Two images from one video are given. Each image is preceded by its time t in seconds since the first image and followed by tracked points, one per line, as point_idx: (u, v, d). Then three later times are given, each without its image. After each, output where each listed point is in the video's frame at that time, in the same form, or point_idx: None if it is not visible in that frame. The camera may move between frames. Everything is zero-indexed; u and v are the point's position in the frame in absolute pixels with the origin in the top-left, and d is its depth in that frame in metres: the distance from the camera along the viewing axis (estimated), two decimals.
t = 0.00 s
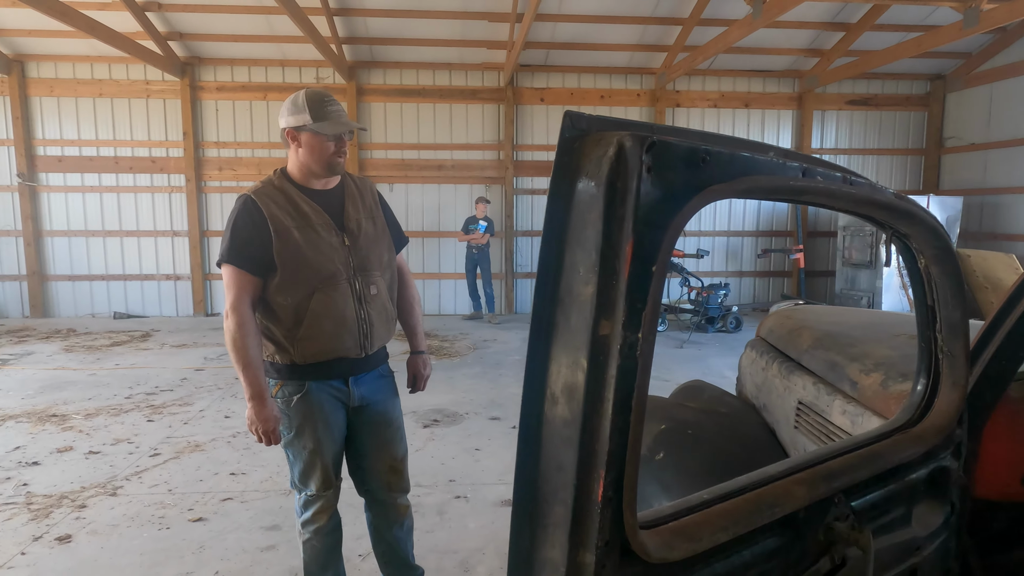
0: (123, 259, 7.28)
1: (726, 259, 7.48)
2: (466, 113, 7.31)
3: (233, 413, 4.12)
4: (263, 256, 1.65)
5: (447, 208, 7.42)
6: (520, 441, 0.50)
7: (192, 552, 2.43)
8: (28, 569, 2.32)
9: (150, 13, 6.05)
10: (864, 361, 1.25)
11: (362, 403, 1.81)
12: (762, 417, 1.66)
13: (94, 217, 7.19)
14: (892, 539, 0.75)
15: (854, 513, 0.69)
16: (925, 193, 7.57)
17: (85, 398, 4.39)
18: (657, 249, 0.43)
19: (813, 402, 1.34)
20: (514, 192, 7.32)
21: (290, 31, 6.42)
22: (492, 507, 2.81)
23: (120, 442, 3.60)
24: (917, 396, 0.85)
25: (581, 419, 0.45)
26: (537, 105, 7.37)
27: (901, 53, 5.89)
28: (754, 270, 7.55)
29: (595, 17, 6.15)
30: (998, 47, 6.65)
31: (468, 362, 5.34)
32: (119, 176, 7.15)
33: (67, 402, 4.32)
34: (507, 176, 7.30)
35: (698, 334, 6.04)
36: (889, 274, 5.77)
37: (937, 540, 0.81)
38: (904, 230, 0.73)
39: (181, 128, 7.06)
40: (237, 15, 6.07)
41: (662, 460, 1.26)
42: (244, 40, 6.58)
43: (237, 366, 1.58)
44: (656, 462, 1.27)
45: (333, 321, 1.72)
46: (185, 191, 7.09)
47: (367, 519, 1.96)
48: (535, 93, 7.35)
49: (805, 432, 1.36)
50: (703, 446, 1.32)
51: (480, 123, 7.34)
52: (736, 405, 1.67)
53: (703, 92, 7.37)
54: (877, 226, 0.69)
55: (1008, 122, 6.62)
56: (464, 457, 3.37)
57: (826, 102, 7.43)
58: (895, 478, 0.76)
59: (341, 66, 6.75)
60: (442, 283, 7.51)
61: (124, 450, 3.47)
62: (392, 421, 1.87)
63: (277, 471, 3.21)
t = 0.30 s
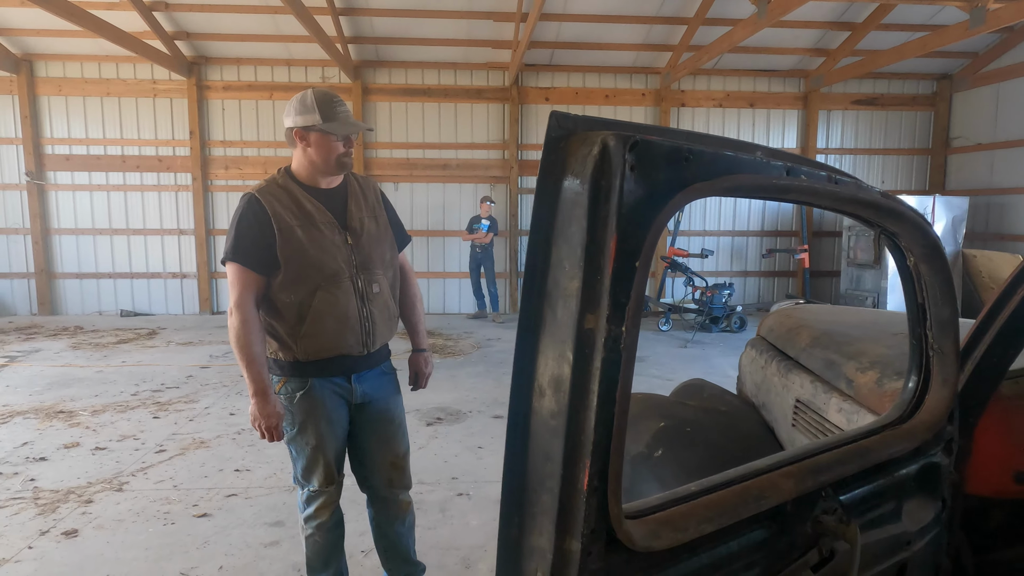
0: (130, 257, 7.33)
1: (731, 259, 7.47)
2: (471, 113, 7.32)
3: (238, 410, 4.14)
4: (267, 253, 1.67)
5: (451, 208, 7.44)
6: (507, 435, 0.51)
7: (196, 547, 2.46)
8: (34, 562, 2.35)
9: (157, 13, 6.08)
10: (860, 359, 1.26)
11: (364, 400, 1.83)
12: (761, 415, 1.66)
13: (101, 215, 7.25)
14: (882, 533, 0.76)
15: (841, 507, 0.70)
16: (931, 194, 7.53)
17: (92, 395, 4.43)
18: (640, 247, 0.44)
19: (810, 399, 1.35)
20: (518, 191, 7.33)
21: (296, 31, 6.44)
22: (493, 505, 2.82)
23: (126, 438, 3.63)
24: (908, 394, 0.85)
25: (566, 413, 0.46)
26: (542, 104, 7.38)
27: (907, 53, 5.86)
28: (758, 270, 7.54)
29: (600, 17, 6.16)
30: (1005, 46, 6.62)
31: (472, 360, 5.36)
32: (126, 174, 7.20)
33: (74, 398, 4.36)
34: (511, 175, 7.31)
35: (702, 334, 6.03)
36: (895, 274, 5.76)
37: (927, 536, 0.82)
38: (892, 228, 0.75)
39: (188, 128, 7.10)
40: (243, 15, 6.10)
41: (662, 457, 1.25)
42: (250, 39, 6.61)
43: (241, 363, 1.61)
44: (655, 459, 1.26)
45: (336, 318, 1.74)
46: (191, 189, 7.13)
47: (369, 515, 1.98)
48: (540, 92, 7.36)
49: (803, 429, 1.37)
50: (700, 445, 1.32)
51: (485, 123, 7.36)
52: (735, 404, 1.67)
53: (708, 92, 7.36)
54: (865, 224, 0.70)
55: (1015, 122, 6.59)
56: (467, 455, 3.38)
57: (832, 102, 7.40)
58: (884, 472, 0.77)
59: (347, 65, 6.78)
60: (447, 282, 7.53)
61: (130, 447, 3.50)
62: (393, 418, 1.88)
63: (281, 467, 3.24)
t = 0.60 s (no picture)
0: (129, 255, 7.33)
1: (730, 257, 7.47)
2: (471, 111, 7.32)
3: (238, 408, 4.15)
4: (266, 251, 1.67)
5: (451, 207, 7.44)
6: (503, 432, 0.52)
7: (196, 544, 2.47)
8: (35, 559, 2.36)
9: (157, 10, 6.07)
10: (858, 358, 1.26)
11: (363, 398, 1.83)
12: (760, 413, 1.67)
13: (101, 212, 7.25)
14: (878, 531, 0.76)
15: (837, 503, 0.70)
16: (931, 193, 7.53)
17: (92, 392, 4.43)
18: (636, 244, 0.45)
19: (808, 397, 1.35)
20: (518, 189, 7.33)
21: (296, 28, 6.43)
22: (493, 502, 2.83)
23: (125, 435, 3.64)
24: (904, 391, 0.86)
25: (561, 408, 0.47)
26: (542, 102, 7.38)
27: (908, 51, 5.85)
28: (758, 269, 7.54)
29: (600, 15, 6.15)
30: (1006, 44, 6.62)
31: (471, 358, 5.36)
32: (127, 171, 7.19)
33: (74, 395, 4.37)
34: (511, 173, 7.31)
35: (701, 333, 6.04)
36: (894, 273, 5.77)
37: (923, 533, 0.82)
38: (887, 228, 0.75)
39: (188, 125, 7.09)
40: (243, 12, 6.10)
41: (660, 455, 1.26)
42: (250, 37, 6.60)
43: (240, 360, 1.61)
44: (652, 457, 1.27)
45: (335, 316, 1.75)
46: (191, 187, 7.13)
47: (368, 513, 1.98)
48: (540, 90, 7.35)
49: (800, 427, 1.38)
50: (697, 442, 1.32)
51: (484, 121, 7.35)
52: (734, 402, 1.68)
53: (709, 91, 7.35)
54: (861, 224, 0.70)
55: (1015, 121, 6.59)
56: (466, 453, 3.39)
57: (832, 100, 7.40)
58: (879, 470, 0.78)
59: (347, 63, 6.78)
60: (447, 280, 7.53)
61: (130, 444, 3.51)
62: (393, 415, 1.89)
63: (281, 465, 3.24)
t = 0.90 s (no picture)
0: (121, 250, 7.27)
1: (724, 253, 7.50)
2: (465, 106, 7.29)
3: (232, 404, 4.13)
4: (260, 246, 1.66)
5: (446, 204, 7.42)
6: (504, 427, 0.52)
7: (190, 541, 2.46)
8: (27, 556, 2.34)
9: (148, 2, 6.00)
10: (853, 354, 1.27)
11: (359, 394, 1.82)
12: (754, 409, 1.68)
13: (92, 208, 7.18)
14: (874, 525, 0.77)
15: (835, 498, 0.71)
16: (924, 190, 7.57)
17: (83, 389, 4.40)
18: (638, 242, 0.45)
19: (803, 393, 1.36)
20: (512, 185, 7.32)
21: (289, 22, 6.37)
22: (487, 498, 2.83)
23: (118, 432, 3.62)
24: (900, 387, 0.86)
25: (563, 405, 0.47)
26: (536, 98, 7.36)
27: (900, 48, 5.86)
28: (751, 265, 7.57)
29: (594, 11, 6.13)
30: (998, 41, 6.66)
31: (466, 354, 5.36)
32: (118, 167, 7.13)
33: (66, 392, 4.34)
34: (505, 169, 7.28)
35: (695, 328, 6.06)
36: (887, 269, 5.81)
37: (918, 528, 0.83)
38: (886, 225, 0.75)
39: (180, 120, 7.04)
40: (235, 6, 6.05)
41: (655, 451, 1.26)
42: (241, 31, 6.53)
43: (234, 356, 1.60)
44: (648, 452, 1.27)
45: (330, 312, 1.74)
46: (183, 182, 7.07)
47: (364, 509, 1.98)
48: (534, 86, 7.33)
49: (795, 423, 1.38)
50: (693, 438, 1.33)
51: (478, 117, 7.33)
52: (729, 398, 1.68)
53: (703, 86, 7.35)
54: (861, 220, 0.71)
55: (1007, 118, 6.63)
56: (461, 449, 3.39)
57: (826, 97, 7.41)
58: (876, 465, 0.78)
59: (340, 58, 6.74)
60: (441, 276, 7.52)
61: (123, 440, 3.49)
62: (388, 412, 1.88)
63: (275, 461, 3.23)
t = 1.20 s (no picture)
0: (102, 246, 7.15)
1: (710, 248, 7.55)
2: (451, 100, 7.26)
3: (217, 400, 4.09)
4: (247, 239, 1.64)
5: (433, 199, 7.40)
6: (503, 420, 0.51)
7: (176, 538, 2.43)
8: (9, 555, 2.30)
9: None
10: (842, 346, 1.28)
11: (347, 388, 1.81)
12: (742, 402, 1.69)
13: (72, 202, 7.06)
14: (865, 514, 0.78)
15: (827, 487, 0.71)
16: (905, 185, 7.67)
17: (65, 385, 4.33)
18: (640, 231, 0.44)
19: (792, 385, 1.37)
20: (499, 180, 7.30)
21: (273, 14, 6.29)
22: (476, 492, 2.83)
23: (101, 429, 3.57)
24: (891, 377, 0.87)
25: (563, 396, 0.46)
26: (523, 92, 7.34)
27: (882, 45, 5.93)
28: (736, 259, 7.63)
29: (580, 5, 6.12)
30: (978, 39, 6.74)
31: (453, 349, 5.35)
32: (98, 160, 7.00)
33: (47, 389, 4.27)
34: (492, 163, 7.25)
35: (681, 322, 6.10)
36: (869, 263, 5.89)
37: (908, 517, 0.84)
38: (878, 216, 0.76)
39: (161, 113, 6.93)
40: None
41: (646, 444, 1.26)
42: (223, 22, 6.43)
43: (220, 350, 1.58)
44: (639, 445, 1.27)
45: (319, 306, 1.72)
46: (166, 176, 6.96)
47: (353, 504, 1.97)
48: (520, 80, 7.31)
49: (784, 414, 1.40)
50: (683, 431, 1.33)
51: (465, 111, 7.30)
52: (718, 391, 1.69)
53: (689, 81, 7.37)
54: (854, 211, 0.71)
55: (986, 114, 6.73)
56: (449, 443, 3.38)
57: (810, 92, 7.47)
58: (867, 454, 0.79)
59: (325, 51, 6.67)
60: (427, 271, 7.50)
61: (106, 437, 3.44)
62: (377, 406, 1.87)
63: (262, 457, 3.21)
